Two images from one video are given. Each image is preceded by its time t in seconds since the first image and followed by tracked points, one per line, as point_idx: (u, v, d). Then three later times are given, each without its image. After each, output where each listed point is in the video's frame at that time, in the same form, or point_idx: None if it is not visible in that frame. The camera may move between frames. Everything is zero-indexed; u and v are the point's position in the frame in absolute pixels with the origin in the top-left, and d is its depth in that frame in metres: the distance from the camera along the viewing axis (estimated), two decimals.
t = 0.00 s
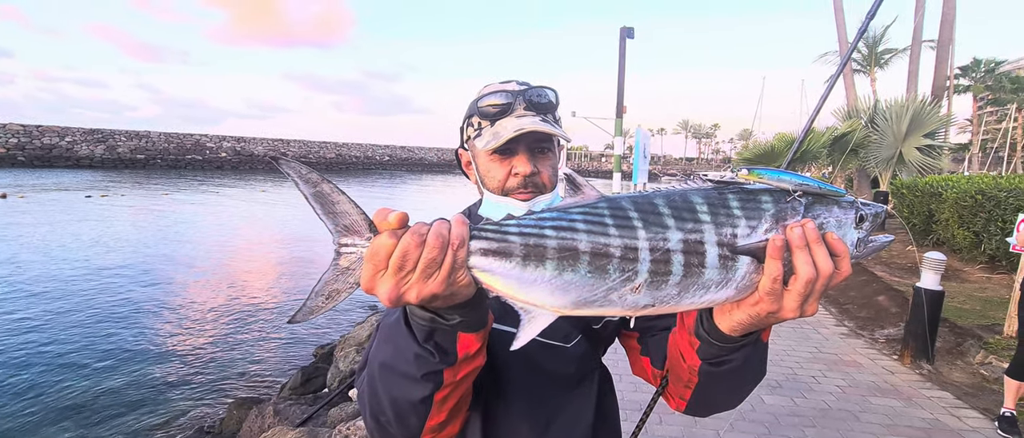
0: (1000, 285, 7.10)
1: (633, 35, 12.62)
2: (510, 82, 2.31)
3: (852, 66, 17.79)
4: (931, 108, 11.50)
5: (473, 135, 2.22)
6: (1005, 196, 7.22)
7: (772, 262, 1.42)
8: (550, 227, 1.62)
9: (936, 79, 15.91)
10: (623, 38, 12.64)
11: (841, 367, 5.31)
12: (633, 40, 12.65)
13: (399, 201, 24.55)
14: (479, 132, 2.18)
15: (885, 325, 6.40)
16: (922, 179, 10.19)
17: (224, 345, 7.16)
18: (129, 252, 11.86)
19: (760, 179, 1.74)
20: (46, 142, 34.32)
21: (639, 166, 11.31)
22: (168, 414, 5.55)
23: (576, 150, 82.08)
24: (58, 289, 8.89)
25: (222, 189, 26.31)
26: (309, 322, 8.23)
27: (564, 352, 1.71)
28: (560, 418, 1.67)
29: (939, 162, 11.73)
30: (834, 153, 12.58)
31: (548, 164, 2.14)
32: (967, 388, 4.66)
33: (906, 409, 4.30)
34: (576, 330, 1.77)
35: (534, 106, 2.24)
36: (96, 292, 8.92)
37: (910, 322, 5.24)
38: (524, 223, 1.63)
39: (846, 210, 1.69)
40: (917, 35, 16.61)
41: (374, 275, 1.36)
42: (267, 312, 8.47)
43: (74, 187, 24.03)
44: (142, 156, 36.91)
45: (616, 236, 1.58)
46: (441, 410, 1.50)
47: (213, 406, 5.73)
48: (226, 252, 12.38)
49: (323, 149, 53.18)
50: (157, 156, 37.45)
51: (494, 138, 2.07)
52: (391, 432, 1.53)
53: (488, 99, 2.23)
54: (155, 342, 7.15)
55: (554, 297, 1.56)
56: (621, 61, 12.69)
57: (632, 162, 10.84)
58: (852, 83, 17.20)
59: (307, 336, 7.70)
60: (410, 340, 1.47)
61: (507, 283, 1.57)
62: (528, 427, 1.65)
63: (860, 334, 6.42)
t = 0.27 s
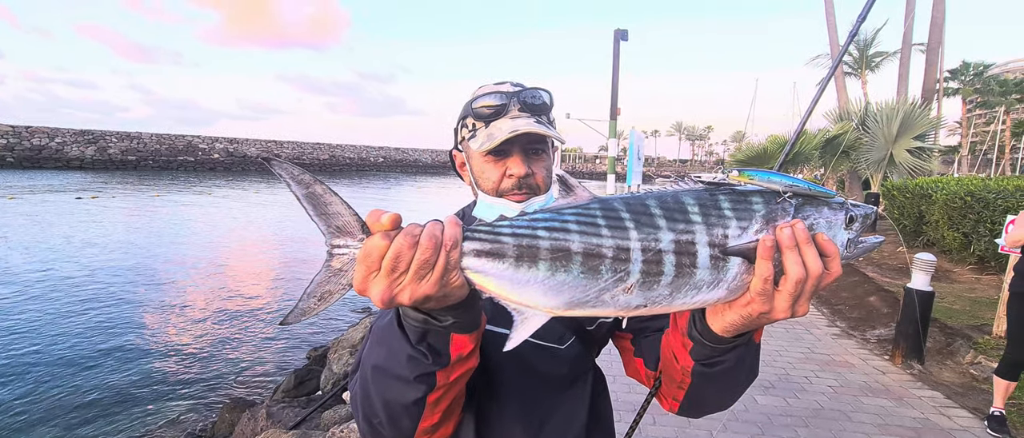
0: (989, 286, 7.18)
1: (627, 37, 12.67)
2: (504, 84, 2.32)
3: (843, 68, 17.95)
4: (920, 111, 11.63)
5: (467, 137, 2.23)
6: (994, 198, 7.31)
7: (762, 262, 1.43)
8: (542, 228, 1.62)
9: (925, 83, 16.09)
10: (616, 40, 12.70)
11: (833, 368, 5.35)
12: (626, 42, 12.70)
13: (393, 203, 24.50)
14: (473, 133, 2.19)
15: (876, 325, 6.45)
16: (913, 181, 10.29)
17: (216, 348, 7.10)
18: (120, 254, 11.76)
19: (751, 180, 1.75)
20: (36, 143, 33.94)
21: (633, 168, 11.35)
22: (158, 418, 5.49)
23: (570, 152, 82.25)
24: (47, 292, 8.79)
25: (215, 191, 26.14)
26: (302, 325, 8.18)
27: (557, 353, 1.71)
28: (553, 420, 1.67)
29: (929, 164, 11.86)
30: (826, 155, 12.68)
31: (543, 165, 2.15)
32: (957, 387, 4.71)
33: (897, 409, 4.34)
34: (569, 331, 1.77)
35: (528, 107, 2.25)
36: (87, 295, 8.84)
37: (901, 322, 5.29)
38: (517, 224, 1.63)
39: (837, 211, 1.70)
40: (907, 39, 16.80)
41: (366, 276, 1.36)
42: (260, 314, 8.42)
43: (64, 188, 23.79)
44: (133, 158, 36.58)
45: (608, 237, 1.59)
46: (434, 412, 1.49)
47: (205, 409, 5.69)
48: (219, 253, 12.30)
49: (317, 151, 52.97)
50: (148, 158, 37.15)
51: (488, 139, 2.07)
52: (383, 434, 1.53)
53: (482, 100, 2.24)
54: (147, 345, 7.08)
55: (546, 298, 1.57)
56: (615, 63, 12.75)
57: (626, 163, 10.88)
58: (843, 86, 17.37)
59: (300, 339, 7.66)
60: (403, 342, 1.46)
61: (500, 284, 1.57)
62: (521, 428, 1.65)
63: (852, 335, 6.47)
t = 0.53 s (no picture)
0: (980, 287, 7.25)
1: (622, 39, 12.72)
2: (501, 84, 2.33)
3: (836, 71, 18.09)
4: (912, 113, 11.74)
5: (464, 137, 2.23)
6: (985, 200, 7.39)
7: (755, 263, 1.44)
8: (534, 228, 1.63)
9: (917, 85, 16.25)
10: (612, 42, 12.74)
11: (827, 368, 5.39)
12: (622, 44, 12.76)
13: (388, 204, 24.44)
14: (469, 133, 2.20)
15: (869, 326, 6.50)
16: (905, 183, 10.38)
17: (210, 350, 7.07)
18: (113, 256, 11.68)
19: (744, 181, 1.75)
20: (27, 143, 33.61)
21: (628, 169, 11.39)
22: (151, 420, 5.46)
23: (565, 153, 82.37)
24: (39, 294, 8.71)
25: (208, 192, 26.01)
26: (297, 326, 8.16)
27: (552, 353, 1.72)
28: (549, 419, 1.68)
29: (921, 166, 11.96)
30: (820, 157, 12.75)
31: (539, 166, 2.16)
32: (949, 387, 4.75)
33: (890, 409, 4.37)
34: (566, 331, 1.79)
35: (524, 108, 2.26)
36: (80, 296, 8.77)
37: (894, 322, 5.33)
38: (508, 224, 1.64)
39: (829, 211, 1.71)
40: (899, 41, 16.95)
41: (356, 276, 1.36)
42: (254, 316, 8.38)
43: (55, 189, 23.59)
44: (126, 159, 36.32)
45: (600, 238, 1.60)
46: (428, 411, 1.49)
47: (199, 411, 5.66)
48: (213, 255, 12.24)
49: (312, 152, 52.82)
50: (141, 159, 36.91)
51: (485, 139, 2.08)
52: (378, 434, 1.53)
53: (478, 100, 2.24)
54: (140, 347, 7.04)
55: (538, 297, 1.58)
56: (610, 65, 12.79)
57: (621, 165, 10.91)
58: (836, 88, 17.50)
59: (295, 340, 7.63)
60: (396, 342, 1.47)
61: (491, 283, 1.58)
62: (517, 428, 1.65)
63: (845, 335, 6.52)
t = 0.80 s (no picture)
0: (976, 288, 7.28)
1: (620, 41, 12.75)
2: (500, 84, 2.33)
3: (833, 73, 18.17)
4: (908, 115, 11.81)
5: (464, 136, 2.23)
6: (980, 201, 7.43)
7: (747, 266, 1.44)
8: (522, 229, 1.63)
9: (913, 87, 16.33)
10: (609, 43, 12.77)
11: (824, 369, 5.40)
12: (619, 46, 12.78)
13: (385, 205, 24.41)
14: (469, 133, 2.20)
15: (866, 327, 6.53)
16: (901, 184, 10.42)
17: (206, 351, 7.04)
18: (109, 256, 11.63)
19: (737, 183, 1.74)
20: (22, 144, 33.41)
21: (626, 171, 11.41)
22: (146, 422, 5.42)
23: (563, 154, 82.49)
24: (34, 295, 8.66)
25: (205, 193, 25.92)
26: (293, 328, 8.13)
27: (550, 354, 1.72)
28: (545, 420, 1.68)
29: (917, 168, 12.02)
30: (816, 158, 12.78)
31: (537, 166, 2.16)
32: (945, 388, 4.77)
33: (887, 410, 4.38)
34: (564, 332, 1.78)
35: (524, 108, 2.26)
36: (75, 297, 8.73)
37: (890, 323, 5.35)
38: (496, 225, 1.63)
39: (825, 214, 1.70)
40: (895, 44, 17.03)
41: (344, 276, 1.36)
42: (251, 317, 8.35)
43: (51, 190, 23.47)
44: (122, 159, 36.18)
45: (589, 240, 1.60)
46: (420, 411, 1.49)
47: (195, 413, 5.64)
48: (210, 256, 12.21)
49: (309, 153, 52.74)
50: (138, 159, 36.79)
51: (484, 139, 2.08)
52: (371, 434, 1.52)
53: (478, 100, 2.24)
54: (135, 348, 7.00)
55: (527, 299, 1.57)
56: (608, 67, 12.82)
57: (619, 166, 10.92)
58: (833, 90, 17.56)
59: (292, 342, 7.60)
60: (386, 342, 1.47)
61: (480, 284, 1.58)
62: (514, 429, 1.65)
63: (842, 336, 6.54)
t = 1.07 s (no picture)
0: (975, 290, 7.28)
1: (619, 42, 12.75)
2: (503, 85, 2.33)
3: (832, 75, 18.20)
4: (907, 117, 11.83)
5: (465, 137, 2.23)
6: (979, 203, 7.43)
7: (738, 266, 1.44)
8: (509, 229, 1.63)
9: (911, 89, 16.36)
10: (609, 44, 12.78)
11: (823, 370, 5.40)
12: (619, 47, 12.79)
13: (385, 205, 24.39)
14: (471, 134, 2.19)
15: (865, 328, 6.53)
16: (900, 186, 10.43)
17: (204, 351, 7.02)
18: (107, 256, 11.61)
19: (729, 182, 1.71)
20: (21, 144, 33.36)
21: (625, 172, 11.41)
22: (145, 423, 5.41)
23: (562, 156, 82.54)
24: (32, 295, 8.65)
25: (204, 193, 25.90)
26: (292, 328, 8.12)
27: (550, 354, 1.71)
28: (544, 420, 1.67)
29: (915, 169, 12.04)
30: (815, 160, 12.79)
31: (540, 167, 2.16)
32: (944, 390, 4.77)
33: (886, 411, 4.38)
34: (564, 332, 1.77)
35: (526, 109, 2.26)
36: (74, 297, 8.71)
37: (889, 325, 5.35)
38: (484, 225, 1.63)
39: (820, 214, 1.70)
40: (895, 46, 17.05)
41: (333, 277, 1.36)
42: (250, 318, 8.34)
43: (49, 190, 23.43)
44: (121, 159, 36.14)
45: (577, 239, 1.60)
46: (414, 409, 1.49)
47: (193, 413, 5.62)
48: (209, 256, 12.19)
49: (309, 153, 52.74)
50: (137, 159, 36.76)
51: (486, 139, 2.08)
52: (368, 432, 1.53)
53: (481, 100, 2.24)
54: (133, 348, 6.99)
55: (515, 298, 1.57)
56: (608, 68, 12.82)
57: (618, 167, 10.93)
58: (832, 92, 17.58)
59: (290, 342, 7.59)
60: (379, 341, 1.47)
61: (469, 283, 1.58)
62: (512, 428, 1.65)
63: (841, 338, 6.54)
